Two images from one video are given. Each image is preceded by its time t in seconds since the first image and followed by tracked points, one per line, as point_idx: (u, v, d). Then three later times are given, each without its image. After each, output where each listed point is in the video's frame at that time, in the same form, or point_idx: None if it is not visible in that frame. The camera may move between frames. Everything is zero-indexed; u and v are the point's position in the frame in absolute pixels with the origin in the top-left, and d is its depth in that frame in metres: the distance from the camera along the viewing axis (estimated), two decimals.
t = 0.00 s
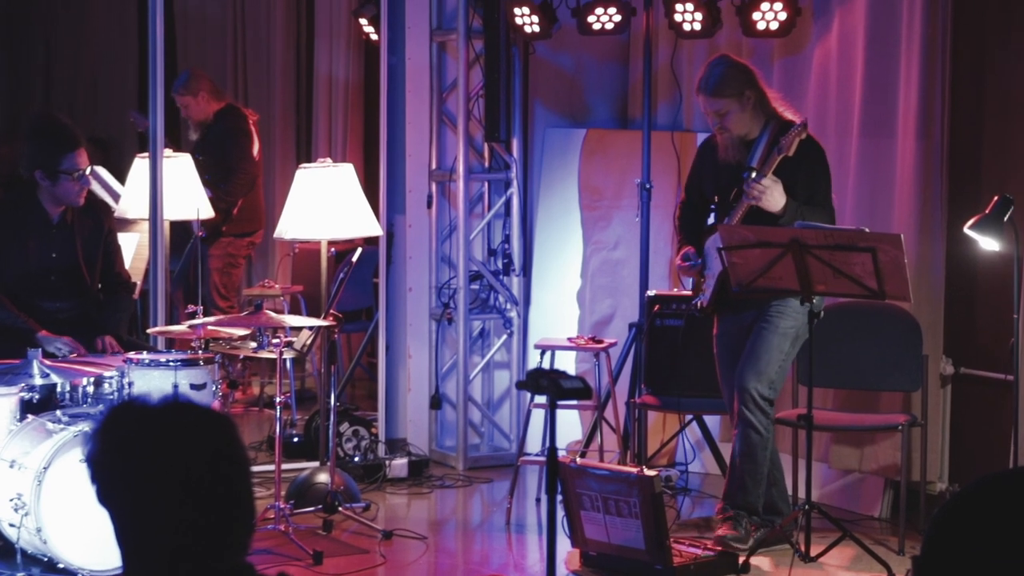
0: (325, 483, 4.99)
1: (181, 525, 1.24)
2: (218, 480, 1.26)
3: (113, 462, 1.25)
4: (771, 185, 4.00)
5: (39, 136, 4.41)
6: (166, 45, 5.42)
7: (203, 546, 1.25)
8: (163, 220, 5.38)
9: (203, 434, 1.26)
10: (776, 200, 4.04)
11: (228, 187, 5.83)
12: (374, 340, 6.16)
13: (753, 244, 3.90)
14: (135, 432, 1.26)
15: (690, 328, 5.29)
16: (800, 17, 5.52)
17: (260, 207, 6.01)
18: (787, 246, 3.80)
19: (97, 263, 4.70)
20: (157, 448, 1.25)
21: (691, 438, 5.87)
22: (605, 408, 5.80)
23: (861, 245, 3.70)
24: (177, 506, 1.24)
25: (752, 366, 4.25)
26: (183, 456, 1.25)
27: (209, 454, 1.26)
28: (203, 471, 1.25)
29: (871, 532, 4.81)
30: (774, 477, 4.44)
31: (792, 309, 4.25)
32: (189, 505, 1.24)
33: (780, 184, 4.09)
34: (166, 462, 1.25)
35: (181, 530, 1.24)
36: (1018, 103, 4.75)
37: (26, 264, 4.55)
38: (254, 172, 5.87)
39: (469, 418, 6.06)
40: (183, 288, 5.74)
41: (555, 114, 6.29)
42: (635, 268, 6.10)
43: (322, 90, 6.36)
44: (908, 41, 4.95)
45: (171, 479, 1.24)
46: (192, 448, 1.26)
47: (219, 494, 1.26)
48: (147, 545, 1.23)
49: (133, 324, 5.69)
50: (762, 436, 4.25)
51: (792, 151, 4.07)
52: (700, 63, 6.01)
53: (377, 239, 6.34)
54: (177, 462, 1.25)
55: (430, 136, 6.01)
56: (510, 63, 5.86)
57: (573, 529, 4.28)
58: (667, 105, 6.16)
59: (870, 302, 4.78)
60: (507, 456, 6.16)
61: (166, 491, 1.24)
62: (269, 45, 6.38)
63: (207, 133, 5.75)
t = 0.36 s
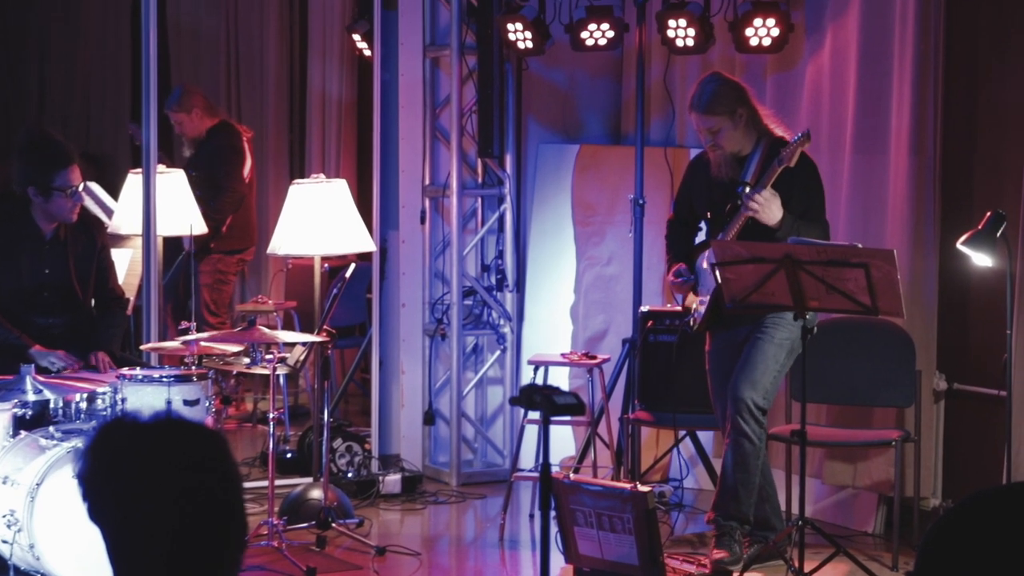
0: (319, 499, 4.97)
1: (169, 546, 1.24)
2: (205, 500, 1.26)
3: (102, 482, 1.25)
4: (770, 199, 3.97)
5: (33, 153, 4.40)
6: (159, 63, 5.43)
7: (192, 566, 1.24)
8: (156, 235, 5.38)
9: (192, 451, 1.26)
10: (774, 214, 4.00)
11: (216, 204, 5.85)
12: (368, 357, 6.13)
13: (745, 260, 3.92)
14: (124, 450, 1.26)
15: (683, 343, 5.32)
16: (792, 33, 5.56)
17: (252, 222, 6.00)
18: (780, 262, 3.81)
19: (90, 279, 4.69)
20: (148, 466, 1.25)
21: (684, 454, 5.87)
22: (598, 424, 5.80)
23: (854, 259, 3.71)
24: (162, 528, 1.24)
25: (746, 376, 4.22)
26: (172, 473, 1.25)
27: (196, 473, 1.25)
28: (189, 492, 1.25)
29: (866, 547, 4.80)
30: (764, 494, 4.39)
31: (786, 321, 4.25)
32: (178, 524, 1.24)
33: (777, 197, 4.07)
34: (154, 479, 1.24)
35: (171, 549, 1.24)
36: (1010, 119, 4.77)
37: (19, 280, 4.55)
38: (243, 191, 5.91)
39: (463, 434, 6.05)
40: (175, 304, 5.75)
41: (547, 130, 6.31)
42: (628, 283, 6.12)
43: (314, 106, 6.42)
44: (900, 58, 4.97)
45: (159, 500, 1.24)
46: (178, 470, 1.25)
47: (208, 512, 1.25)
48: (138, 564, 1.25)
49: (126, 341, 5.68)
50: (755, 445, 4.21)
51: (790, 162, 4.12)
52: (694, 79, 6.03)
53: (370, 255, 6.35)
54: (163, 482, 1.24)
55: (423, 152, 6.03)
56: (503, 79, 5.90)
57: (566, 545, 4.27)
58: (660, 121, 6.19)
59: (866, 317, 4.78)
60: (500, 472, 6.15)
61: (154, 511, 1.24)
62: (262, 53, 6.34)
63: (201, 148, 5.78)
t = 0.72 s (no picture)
0: (308, 503, 4.95)
1: (162, 547, 1.24)
2: (196, 501, 1.26)
3: (92, 484, 1.25)
4: (763, 195, 3.98)
5: (23, 157, 4.39)
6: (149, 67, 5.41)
7: (184, 566, 1.24)
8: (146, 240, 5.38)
9: (182, 451, 1.26)
10: (768, 209, 4.01)
11: (206, 212, 5.85)
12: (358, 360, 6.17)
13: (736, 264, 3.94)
14: (116, 452, 1.26)
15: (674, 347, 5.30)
16: (782, 38, 5.58)
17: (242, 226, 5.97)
18: (770, 266, 3.82)
19: (79, 283, 4.68)
20: (137, 468, 1.25)
21: (674, 457, 5.88)
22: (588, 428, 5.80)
23: (844, 264, 3.70)
24: (154, 528, 1.23)
25: (741, 384, 4.24)
26: (162, 473, 1.25)
27: (187, 474, 1.26)
28: (181, 492, 1.25)
29: (854, 551, 4.82)
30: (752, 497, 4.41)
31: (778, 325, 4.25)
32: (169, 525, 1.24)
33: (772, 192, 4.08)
34: (143, 481, 1.24)
35: (162, 552, 1.23)
36: (999, 124, 4.79)
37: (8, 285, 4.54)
38: (235, 198, 5.92)
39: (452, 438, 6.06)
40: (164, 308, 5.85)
41: (537, 135, 6.30)
42: (618, 287, 6.13)
43: (304, 112, 6.40)
44: (890, 62, 4.99)
45: (150, 500, 1.24)
46: (170, 470, 1.25)
47: (198, 512, 1.26)
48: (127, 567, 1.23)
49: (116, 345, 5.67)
50: (751, 451, 4.23)
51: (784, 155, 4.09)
52: (684, 83, 6.04)
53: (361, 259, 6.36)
54: (154, 483, 1.24)
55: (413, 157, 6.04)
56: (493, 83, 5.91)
57: (556, 549, 4.28)
58: (650, 125, 6.20)
59: (854, 321, 4.81)
60: (490, 476, 6.15)
61: (144, 512, 1.24)
62: (252, 61, 6.38)
63: (193, 152, 5.76)
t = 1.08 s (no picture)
0: (300, 502, 4.95)
1: (152, 547, 1.23)
2: (185, 504, 1.26)
3: (81, 487, 1.25)
4: (755, 187, 3.98)
5: (15, 157, 4.38)
6: (140, 66, 5.40)
7: (176, 567, 1.24)
8: (137, 239, 5.36)
9: (170, 453, 1.26)
10: (760, 203, 4.02)
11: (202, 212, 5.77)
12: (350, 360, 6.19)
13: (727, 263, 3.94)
14: (104, 454, 1.25)
15: (666, 346, 5.31)
16: (774, 37, 5.59)
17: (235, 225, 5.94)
18: (762, 266, 3.82)
19: (71, 282, 4.67)
20: (128, 470, 1.25)
21: (666, 457, 5.89)
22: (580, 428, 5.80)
23: (835, 263, 3.70)
24: (142, 531, 1.23)
25: (743, 386, 4.24)
26: (151, 474, 1.24)
27: (175, 475, 1.25)
28: (169, 494, 1.25)
29: (846, 550, 4.83)
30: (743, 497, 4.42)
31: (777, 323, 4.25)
32: (160, 525, 1.24)
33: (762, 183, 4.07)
34: (133, 483, 1.24)
35: (153, 552, 1.24)
36: (991, 123, 4.80)
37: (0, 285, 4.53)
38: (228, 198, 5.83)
39: (444, 437, 6.06)
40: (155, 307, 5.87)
41: (529, 133, 6.31)
42: (610, 286, 6.12)
43: (296, 109, 6.46)
44: (881, 61, 5.01)
45: (138, 501, 1.24)
46: (158, 472, 1.25)
47: (188, 513, 1.25)
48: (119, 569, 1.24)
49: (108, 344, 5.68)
50: (760, 450, 4.22)
51: (773, 147, 4.10)
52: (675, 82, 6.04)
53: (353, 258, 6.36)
54: (142, 484, 1.24)
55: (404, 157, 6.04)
56: (484, 83, 5.91)
57: (548, 549, 4.29)
58: (641, 124, 6.21)
59: (846, 320, 4.82)
60: (482, 476, 6.15)
61: (133, 513, 1.24)
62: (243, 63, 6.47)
63: (185, 152, 5.75)
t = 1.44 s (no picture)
0: (300, 501, 4.96)
1: (154, 546, 1.24)
2: (186, 503, 1.26)
3: (80, 486, 1.25)
4: (758, 195, 4.02)
5: (15, 156, 4.38)
6: (140, 65, 5.40)
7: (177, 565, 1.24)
8: (137, 239, 5.34)
9: (171, 452, 1.26)
10: (763, 211, 4.06)
11: (204, 213, 5.77)
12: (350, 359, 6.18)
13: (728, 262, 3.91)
14: (106, 453, 1.25)
15: (666, 345, 5.32)
16: (774, 36, 5.59)
17: (235, 225, 5.93)
18: (762, 265, 3.82)
19: (71, 281, 4.67)
20: (127, 470, 1.25)
21: (666, 456, 5.90)
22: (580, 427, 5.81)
23: (835, 263, 3.72)
24: (142, 530, 1.24)
25: (758, 398, 4.23)
26: (152, 474, 1.25)
27: (174, 473, 1.26)
28: (169, 492, 1.25)
29: (846, 549, 4.83)
30: (744, 496, 4.41)
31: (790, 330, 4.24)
32: (160, 524, 1.24)
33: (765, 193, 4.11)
34: (133, 482, 1.24)
35: (154, 550, 1.24)
36: (991, 123, 4.80)
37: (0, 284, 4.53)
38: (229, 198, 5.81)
39: (444, 436, 6.06)
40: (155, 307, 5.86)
41: (529, 132, 6.31)
42: (610, 285, 6.12)
43: (296, 108, 6.50)
44: (881, 61, 5.01)
45: (139, 500, 1.24)
46: (159, 471, 1.25)
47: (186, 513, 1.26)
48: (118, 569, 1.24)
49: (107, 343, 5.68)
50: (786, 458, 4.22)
51: (773, 155, 4.09)
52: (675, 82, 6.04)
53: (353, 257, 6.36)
54: (144, 483, 1.24)
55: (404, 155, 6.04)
56: (484, 82, 5.91)
57: (548, 548, 4.29)
58: (641, 123, 6.20)
59: (846, 319, 4.82)
60: (483, 474, 6.15)
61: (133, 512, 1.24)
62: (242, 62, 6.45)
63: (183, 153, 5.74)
